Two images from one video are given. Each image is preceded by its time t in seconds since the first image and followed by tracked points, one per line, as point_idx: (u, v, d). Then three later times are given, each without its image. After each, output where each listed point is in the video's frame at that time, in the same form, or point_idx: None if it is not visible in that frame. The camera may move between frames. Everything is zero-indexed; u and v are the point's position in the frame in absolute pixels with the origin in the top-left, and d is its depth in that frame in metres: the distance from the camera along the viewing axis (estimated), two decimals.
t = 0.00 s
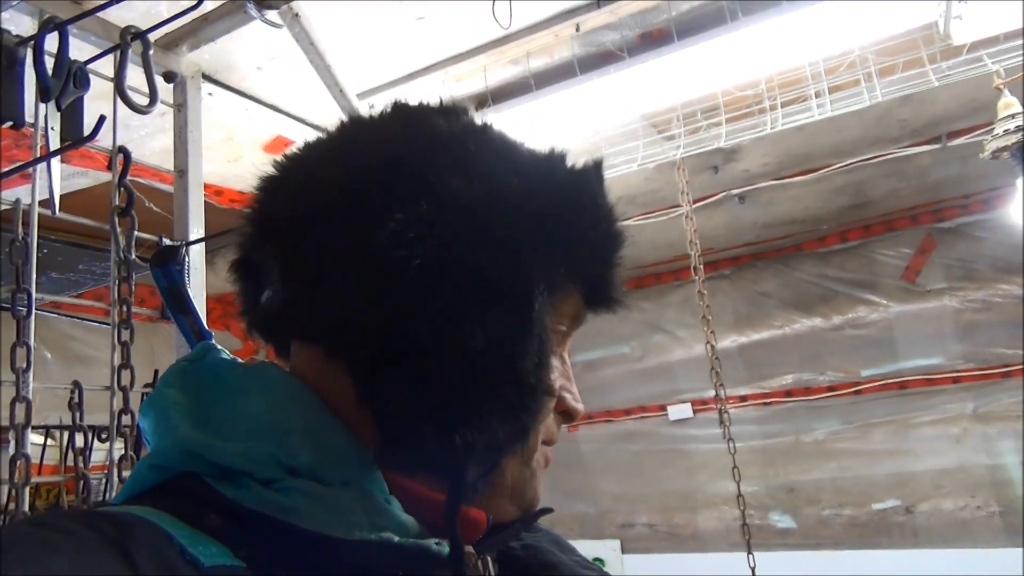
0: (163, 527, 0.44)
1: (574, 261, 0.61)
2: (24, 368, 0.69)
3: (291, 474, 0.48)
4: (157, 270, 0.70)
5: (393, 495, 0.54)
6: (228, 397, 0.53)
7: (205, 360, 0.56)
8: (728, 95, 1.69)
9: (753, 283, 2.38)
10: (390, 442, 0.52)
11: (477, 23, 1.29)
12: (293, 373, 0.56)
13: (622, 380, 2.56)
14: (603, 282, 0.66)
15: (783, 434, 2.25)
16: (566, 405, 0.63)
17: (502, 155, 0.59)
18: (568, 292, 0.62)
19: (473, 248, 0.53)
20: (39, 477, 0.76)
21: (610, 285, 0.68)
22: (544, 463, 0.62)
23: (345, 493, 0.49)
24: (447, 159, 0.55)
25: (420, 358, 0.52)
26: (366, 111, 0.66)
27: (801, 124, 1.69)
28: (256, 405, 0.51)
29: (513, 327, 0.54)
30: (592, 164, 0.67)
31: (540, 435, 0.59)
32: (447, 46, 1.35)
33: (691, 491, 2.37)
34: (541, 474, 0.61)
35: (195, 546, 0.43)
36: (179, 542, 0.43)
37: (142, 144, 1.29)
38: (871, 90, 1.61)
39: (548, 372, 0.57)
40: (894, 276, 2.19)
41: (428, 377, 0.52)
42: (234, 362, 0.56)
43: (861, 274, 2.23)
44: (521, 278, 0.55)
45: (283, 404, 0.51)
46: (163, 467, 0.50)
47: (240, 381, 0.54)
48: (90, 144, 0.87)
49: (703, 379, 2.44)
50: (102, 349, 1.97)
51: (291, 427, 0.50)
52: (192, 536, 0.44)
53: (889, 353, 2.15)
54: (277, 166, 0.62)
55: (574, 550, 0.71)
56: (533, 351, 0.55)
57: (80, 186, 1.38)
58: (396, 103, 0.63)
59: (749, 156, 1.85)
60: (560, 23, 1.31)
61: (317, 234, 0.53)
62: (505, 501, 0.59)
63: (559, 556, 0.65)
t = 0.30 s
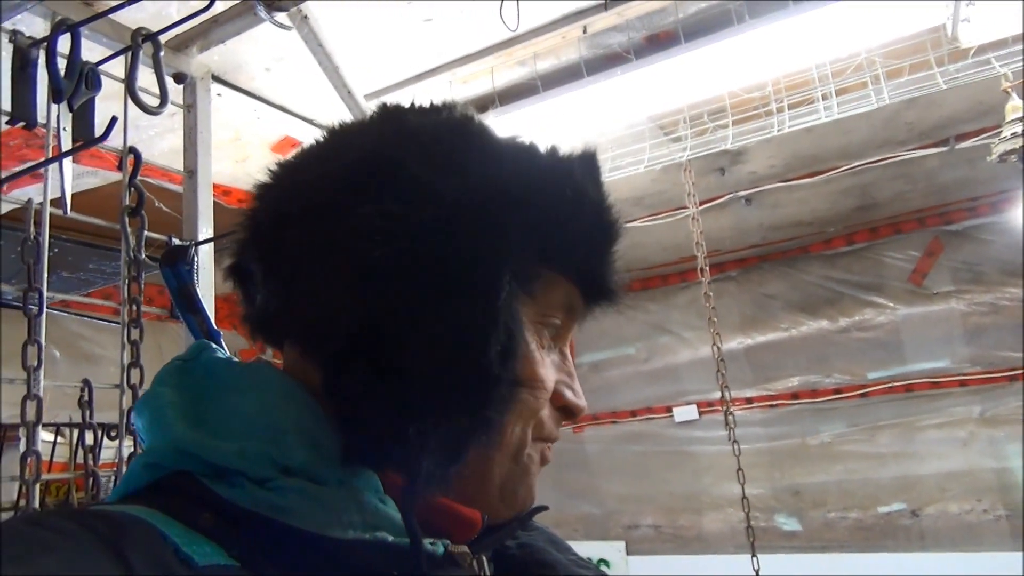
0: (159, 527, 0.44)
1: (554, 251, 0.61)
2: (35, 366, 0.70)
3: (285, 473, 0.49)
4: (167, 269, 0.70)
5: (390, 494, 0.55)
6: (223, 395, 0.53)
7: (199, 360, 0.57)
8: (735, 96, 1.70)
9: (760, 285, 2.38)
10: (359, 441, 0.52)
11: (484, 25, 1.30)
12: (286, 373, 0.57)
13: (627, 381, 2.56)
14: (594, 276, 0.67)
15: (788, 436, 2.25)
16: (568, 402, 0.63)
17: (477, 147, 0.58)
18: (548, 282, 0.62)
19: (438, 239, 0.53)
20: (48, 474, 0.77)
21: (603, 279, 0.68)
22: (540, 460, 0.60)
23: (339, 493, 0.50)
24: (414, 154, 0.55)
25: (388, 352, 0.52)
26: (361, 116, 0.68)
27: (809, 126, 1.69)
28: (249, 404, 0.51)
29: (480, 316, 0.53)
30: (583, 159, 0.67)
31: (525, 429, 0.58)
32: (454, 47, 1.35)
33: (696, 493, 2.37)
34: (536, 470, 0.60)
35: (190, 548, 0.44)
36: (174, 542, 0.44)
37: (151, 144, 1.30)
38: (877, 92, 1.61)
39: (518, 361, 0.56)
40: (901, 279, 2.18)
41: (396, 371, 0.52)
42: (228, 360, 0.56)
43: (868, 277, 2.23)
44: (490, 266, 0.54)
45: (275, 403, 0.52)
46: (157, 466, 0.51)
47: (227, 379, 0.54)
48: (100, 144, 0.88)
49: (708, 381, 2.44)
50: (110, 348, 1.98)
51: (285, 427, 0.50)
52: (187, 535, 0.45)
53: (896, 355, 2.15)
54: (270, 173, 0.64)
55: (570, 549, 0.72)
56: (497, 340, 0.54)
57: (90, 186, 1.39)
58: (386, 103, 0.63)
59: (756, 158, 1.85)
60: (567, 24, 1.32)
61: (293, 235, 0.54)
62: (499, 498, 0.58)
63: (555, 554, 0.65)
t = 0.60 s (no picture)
0: (156, 528, 0.45)
1: (563, 257, 0.61)
2: (47, 366, 0.71)
3: (287, 475, 0.50)
4: (177, 270, 0.71)
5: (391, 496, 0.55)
6: (224, 397, 0.53)
7: (202, 359, 0.57)
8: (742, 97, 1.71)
9: (767, 286, 2.37)
10: (369, 443, 0.53)
11: (491, 27, 1.30)
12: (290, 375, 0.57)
13: (634, 382, 2.56)
14: (600, 279, 0.67)
15: (796, 437, 2.25)
16: (569, 405, 0.63)
17: (487, 152, 0.59)
18: (560, 288, 0.62)
19: (450, 245, 0.53)
20: (59, 474, 0.77)
21: (607, 283, 0.68)
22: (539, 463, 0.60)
23: (339, 495, 0.50)
24: (426, 157, 0.56)
25: (399, 355, 0.52)
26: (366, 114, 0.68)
27: (816, 127, 1.69)
28: (253, 406, 0.52)
29: (491, 323, 0.53)
30: (591, 163, 0.67)
31: (531, 434, 0.58)
32: (460, 48, 1.35)
33: (702, 494, 2.36)
34: (536, 474, 0.60)
35: (189, 548, 0.44)
36: (172, 543, 0.44)
37: (160, 145, 1.30)
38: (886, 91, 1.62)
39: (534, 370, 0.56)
40: (909, 280, 2.17)
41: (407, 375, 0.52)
42: (230, 362, 0.57)
43: (876, 277, 2.22)
44: (501, 273, 0.54)
45: (278, 404, 0.52)
46: (157, 467, 0.51)
47: (231, 381, 0.54)
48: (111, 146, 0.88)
49: (715, 382, 2.44)
50: (119, 348, 1.99)
51: (286, 429, 0.51)
52: (184, 536, 0.45)
53: (904, 356, 2.14)
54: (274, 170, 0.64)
55: (570, 550, 0.72)
56: (502, 345, 0.53)
57: (100, 187, 1.40)
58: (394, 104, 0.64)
59: (762, 158, 1.85)
60: (575, 26, 1.32)
61: (299, 237, 0.55)
62: (500, 504, 0.58)
63: (557, 556, 0.66)
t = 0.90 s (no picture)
0: (159, 527, 0.45)
1: (559, 255, 0.61)
2: (56, 367, 0.72)
3: (288, 475, 0.50)
4: (184, 272, 0.71)
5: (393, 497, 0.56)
6: (227, 397, 0.54)
7: (204, 361, 0.58)
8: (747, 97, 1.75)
9: (774, 286, 2.37)
10: (361, 445, 0.52)
11: (496, 27, 1.30)
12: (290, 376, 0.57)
13: (641, 382, 2.55)
14: (598, 276, 0.67)
15: (803, 437, 2.24)
16: (573, 404, 0.64)
17: (485, 153, 0.59)
18: (560, 288, 0.63)
19: (447, 244, 0.53)
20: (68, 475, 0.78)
21: (607, 280, 0.69)
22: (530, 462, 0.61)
23: (340, 494, 0.51)
24: (423, 159, 0.56)
25: (397, 356, 0.52)
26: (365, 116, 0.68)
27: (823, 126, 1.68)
28: (255, 408, 0.52)
29: (487, 322, 0.53)
30: (588, 161, 0.67)
31: (529, 432, 0.59)
32: (465, 49, 1.35)
33: (710, 495, 2.36)
34: (532, 471, 0.61)
35: (191, 548, 0.45)
36: (175, 543, 0.44)
37: (168, 148, 1.31)
38: (892, 91, 1.66)
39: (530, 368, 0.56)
40: (916, 279, 2.16)
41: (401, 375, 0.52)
42: (232, 363, 0.57)
43: (883, 277, 2.21)
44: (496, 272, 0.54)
45: (280, 406, 0.53)
46: (162, 468, 0.52)
47: (233, 382, 0.55)
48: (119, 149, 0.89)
49: (722, 382, 2.43)
50: (127, 351, 2.00)
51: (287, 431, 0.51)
52: (186, 536, 0.46)
53: (911, 355, 2.13)
54: (275, 173, 0.64)
55: (573, 552, 0.73)
56: (501, 344, 0.54)
57: (108, 190, 1.40)
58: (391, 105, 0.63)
59: (768, 158, 1.85)
60: (580, 25, 1.32)
61: (297, 239, 0.55)
62: (496, 505, 0.59)
63: (560, 559, 0.67)
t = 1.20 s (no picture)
0: (150, 535, 0.45)
1: (553, 256, 0.61)
2: (60, 370, 0.71)
3: (281, 482, 0.50)
4: (188, 275, 0.72)
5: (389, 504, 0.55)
6: (220, 404, 0.55)
7: (199, 368, 0.58)
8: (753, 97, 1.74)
9: (780, 287, 2.36)
10: (355, 449, 0.53)
11: (500, 29, 1.30)
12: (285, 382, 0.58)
13: (646, 383, 2.55)
14: (596, 279, 0.67)
15: (809, 438, 2.24)
16: (572, 408, 0.64)
17: (478, 154, 0.59)
18: (556, 290, 0.63)
19: (438, 244, 0.53)
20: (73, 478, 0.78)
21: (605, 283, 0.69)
22: (529, 467, 0.61)
23: (334, 501, 0.51)
24: (415, 160, 0.56)
25: (391, 358, 0.52)
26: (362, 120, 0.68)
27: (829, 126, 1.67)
28: (248, 415, 0.53)
29: (479, 323, 0.53)
30: (584, 163, 0.67)
31: (525, 436, 0.58)
32: (469, 51, 1.35)
33: (716, 496, 2.35)
34: (530, 476, 0.60)
35: (181, 556, 0.44)
36: (166, 551, 0.44)
37: (172, 151, 1.31)
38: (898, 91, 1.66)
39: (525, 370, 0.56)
40: (922, 280, 2.14)
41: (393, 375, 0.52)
42: (227, 370, 0.58)
43: (890, 277, 2.20)
44: (489, 272, 0.54)
45: (274, 412, 0.53)
46: (153, 477, 0.52)
47: (228, 388, 0.56)
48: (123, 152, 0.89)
49: (728, 383, 2.42)
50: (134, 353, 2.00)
51: (280, 437, 0.52)
52: (177, 543, 0.46)
53: (918, 356, 2.12)
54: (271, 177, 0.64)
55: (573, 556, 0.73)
56: (497, 346, 0.53)
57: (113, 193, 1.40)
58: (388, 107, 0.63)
59: (774, 159, 1.84)
60: (582, 28, 1.31)
61: (292, 242, 0.55)
62: (495, 511, 0.59)
63: (560, 565, 0.67)
